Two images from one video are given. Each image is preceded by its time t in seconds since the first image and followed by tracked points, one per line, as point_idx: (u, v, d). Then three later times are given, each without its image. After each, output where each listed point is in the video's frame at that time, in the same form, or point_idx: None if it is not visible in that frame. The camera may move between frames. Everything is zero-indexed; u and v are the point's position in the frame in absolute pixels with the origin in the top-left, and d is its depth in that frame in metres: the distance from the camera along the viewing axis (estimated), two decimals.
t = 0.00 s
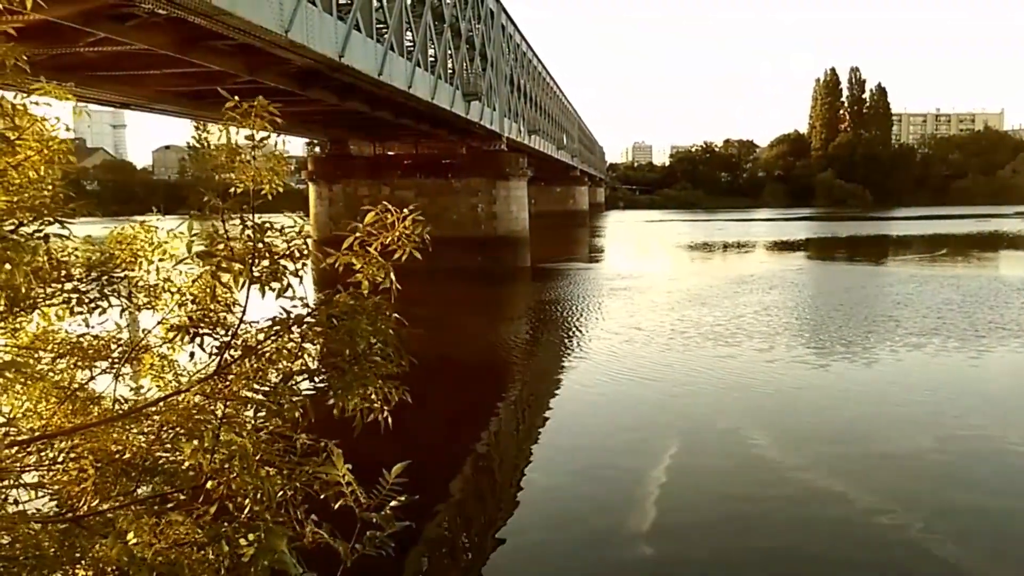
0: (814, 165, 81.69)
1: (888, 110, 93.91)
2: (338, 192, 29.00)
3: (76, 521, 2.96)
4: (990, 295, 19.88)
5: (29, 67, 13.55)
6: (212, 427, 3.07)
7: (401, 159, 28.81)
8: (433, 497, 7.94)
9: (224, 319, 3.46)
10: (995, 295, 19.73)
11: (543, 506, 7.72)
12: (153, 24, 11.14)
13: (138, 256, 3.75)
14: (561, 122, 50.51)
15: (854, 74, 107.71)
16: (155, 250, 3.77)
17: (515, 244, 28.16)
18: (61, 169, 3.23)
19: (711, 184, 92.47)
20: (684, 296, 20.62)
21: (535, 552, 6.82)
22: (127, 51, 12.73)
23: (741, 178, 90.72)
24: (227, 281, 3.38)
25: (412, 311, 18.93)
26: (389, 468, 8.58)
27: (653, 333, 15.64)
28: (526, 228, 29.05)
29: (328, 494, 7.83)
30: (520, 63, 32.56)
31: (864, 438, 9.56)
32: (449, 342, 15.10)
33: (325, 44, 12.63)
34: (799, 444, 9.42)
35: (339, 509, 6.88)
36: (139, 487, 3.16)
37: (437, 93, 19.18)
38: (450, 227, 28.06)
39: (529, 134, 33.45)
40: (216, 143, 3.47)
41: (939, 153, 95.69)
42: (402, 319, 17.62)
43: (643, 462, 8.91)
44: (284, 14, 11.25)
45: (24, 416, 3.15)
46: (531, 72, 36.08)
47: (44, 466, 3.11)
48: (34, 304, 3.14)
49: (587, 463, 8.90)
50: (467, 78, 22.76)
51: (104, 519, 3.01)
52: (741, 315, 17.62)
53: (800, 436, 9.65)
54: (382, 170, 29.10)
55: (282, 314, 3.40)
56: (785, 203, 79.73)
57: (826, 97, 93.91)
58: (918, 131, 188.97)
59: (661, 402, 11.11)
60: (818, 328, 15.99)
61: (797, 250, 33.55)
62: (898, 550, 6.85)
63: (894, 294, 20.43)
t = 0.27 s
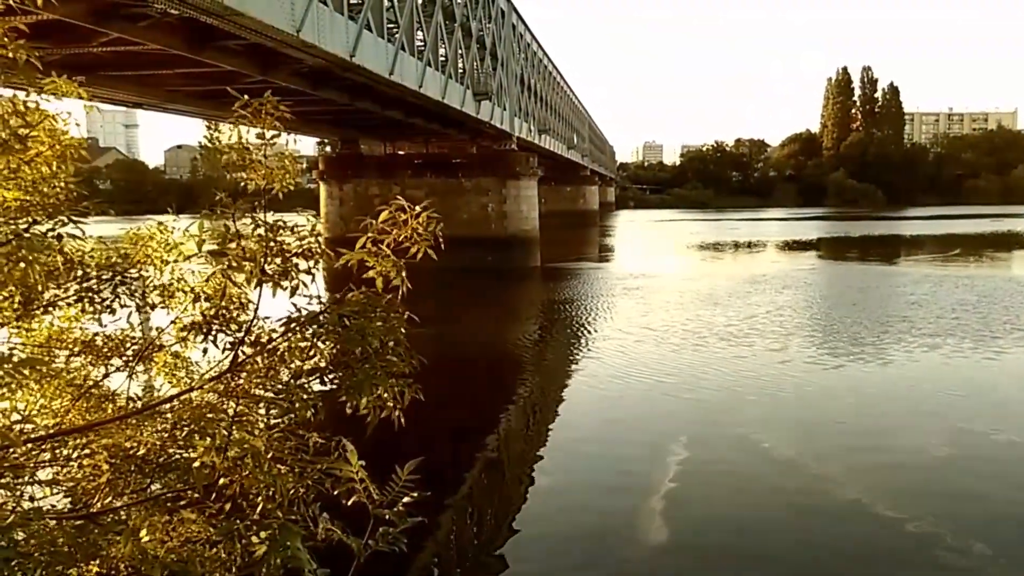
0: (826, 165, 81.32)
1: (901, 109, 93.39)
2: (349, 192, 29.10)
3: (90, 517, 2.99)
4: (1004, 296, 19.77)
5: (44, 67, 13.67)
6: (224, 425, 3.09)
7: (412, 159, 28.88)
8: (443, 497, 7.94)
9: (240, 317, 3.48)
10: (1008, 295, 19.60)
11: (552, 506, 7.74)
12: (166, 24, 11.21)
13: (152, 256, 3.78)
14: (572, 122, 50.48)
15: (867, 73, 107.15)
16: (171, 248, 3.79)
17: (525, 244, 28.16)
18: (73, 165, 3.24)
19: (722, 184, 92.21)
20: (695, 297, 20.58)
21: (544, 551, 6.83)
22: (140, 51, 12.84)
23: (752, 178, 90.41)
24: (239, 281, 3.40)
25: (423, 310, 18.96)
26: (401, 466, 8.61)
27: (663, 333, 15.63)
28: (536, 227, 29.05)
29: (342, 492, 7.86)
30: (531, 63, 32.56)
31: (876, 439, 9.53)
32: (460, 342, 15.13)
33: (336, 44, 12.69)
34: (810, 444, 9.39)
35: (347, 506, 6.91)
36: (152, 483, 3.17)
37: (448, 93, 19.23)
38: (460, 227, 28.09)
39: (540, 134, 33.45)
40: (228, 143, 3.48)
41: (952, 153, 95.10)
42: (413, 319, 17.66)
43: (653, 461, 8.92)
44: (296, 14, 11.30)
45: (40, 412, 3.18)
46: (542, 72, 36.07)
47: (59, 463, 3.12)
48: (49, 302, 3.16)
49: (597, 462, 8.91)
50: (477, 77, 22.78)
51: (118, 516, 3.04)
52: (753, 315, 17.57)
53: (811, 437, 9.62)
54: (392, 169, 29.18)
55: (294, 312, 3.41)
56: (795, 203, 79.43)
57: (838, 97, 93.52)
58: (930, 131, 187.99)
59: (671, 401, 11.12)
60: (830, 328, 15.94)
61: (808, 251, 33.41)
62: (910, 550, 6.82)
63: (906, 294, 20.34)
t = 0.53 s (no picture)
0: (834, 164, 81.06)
1: (909, 108, 93.02)
2: (356, 192, 29.15)
3: (100, 517, 2.99)
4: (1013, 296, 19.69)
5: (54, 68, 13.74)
6: (231, 426, 3.09)
7: (419, 159, 28.91)
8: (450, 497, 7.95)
9: (252, 314, 3.44)
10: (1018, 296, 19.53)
11: (560, 506, 7.75)
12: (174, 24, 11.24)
13: (163, 258, 3.78)
14: (579, 122, 50.40)
15: (875, 72, 106.78)
16: (180, 247, 3.79)
17: (532, 244, 28.15)
18: (82, 165, 3.25)
19: (729, 183, 91.99)
20: (702, 297, 20.53)
21: (551, 551, 6.83)
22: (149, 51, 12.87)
23: (759, 178, 90.19)
24: (249, 281, 3.37)
25: (430, 310, 18.94)
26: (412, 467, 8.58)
27: (670, 333, 15.62)
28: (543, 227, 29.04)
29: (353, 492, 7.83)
30: (538, 62, 32.54)
31: (885, 441, 9.49)
32: (468, 342, 15.11)
33: (344, 44, 12.71)
34: (819, 446, 9.36)
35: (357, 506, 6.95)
36: (163, 482, 3.17)
37: (455, 93, 19.24)
38: (467, 226, 28.10)
39: (547, 133, 33.44)
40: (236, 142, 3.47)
41: (961, 153, 94.68)
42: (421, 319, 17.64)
43: (660, 462, 8.93)
44: (304, 14, 11.32)
45: (50, 411, 3.18)
46: (549, 71, 36.04)
47: (69, 462, 3.12)
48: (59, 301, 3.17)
49: (604, 463, 8.92)
50: (485, 77, 22.79)
51: (128, 515, 3.05)
52: (761, 315, 17.55)
53: (820, 438, 9.59)
54: (399, 169, 29.21)
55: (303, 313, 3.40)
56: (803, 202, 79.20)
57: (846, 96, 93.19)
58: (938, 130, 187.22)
59: (679, 402, 11.12)
60: (838, 329, 15.91)
61: (816, 250, 33.32)
62: (919, 554, 6.78)
63: (915, 294, 20.28)
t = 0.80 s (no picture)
0: (843, 163, 80.76)
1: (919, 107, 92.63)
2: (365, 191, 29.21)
3: (111, 515, 2.99)
4: None
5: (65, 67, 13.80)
6: (241, 427, 3.09)
7: (427, 158, 28.96)
8: (457, 496, 7.95)
9: (264, 317, 3.42)
10: None
11: (568, 506, 7.75)
12: (183, 24, 11.27)
13: (173, 257, 3.78)
14: (587, 121, 50.35)
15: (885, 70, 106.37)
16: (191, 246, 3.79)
17: (540, 243, 28.13)
18: (93, 164, 3.25)
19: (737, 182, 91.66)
20: (712, 297, 20.49)
21: (560, 551, 6.84)
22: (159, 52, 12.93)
23: (768, 177, 89.94)
24: (259, 283, 3.35)
25: (439, 310, 18.97)
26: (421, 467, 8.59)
27: (679, 333, 15.61)
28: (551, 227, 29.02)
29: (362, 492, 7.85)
30: (546, 62, 32.52)
31: (898, 443, 9.44)
32: (476, 341, 15.12)
33: (353, 44, 12.73)
34: (831, 448, 9.31)
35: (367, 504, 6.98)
36: (173, 482, 3.16)
37: (464, 92, 19.26)
38: (475, 225, 28.11)
39: (555, 133, 33.42)
40: (246, 142, 3.46)
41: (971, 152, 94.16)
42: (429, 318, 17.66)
43: (669, 462, 8.93)
44: (312, 14, 11.35)
45: (61, 409, 3.18)
46: (557, 71, 36.01)
47: (80, 460, 3.13)
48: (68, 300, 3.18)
49: (613, 463, 8.92)
50: (493, 76, 22.78)
51: (139, 515, 3.04)
52: (770, 315, 17.50)
53: (832, 440, 9.54)
54: (408, 168, 29.26)
55: (313, 317, 3.39)
56: (811, 202, 78.94)
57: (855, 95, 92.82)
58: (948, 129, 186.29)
59: (687, 402, 11.12)
60: (848, 329, 15.86)
61: (826, 250, 33.20)
62: (933, 558, 6.73)
63: (925, 295, 20.19)
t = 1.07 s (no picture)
0: (851, 163, 80.50)
1: (927, 107, 92.28)
2: (372, 191, 29.28)
3: (122, 514, 3.01)
4: None
5: (76, 68, 13.88)
6: (253, 429, 3.10)
7: (435, 158, 29.04)
8: (466, 496, 7.97)
9: (275, 317, 3.43)
10: None
11: (576, 506, 7.76)
12: (193, 24, 11.31)
13: (180, 252, 3.80)
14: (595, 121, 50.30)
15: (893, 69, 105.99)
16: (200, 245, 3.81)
17: (547, 243, 28.13)
18: (102, 164, 3.26)
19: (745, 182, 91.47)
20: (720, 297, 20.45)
21: (568, 551, 6.86)
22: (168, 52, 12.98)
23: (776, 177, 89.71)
24: (268, 284, 3.35)
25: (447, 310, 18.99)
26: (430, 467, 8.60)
27: (687, 333, 15.60)
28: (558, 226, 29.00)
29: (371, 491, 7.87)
30: (554, 62, 32.53)
31: (908, 445, 9.40)
32: (484, 341, 15.12)
33: (362, 44, 12.76)
34: (840, 449, 9.29)
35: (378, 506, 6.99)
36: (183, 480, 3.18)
37: (472, 92, 19.28)
38: (482, 225, 28.13)
39: (563, 133, 33.41)
40: (257, 144, 3.46)
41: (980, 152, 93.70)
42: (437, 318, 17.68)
43: (677, 462, 8.94)
44: (321, 14, 11.38)
45: (72, 408, 3.20)
46: (565, 71, 36.00)
47: (91, 459, 3.14)
48: (80, 300, 3.19)
49: (621, 463, 8.92)
50: (501, 76, 22.80)
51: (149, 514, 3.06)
52: (778, 315, 17.47)
53: (841, 442, 9.52)
54: (415, 168, 29.33)
55: (323, 317, 3.39)
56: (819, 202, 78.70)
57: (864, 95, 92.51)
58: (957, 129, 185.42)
59: (695, 403, 11.12)
60: (857, 329, 15.83)
61: (834, 250, 33.11)
62: (944, 560, 6.70)
63: (935, 295, 20.12)
